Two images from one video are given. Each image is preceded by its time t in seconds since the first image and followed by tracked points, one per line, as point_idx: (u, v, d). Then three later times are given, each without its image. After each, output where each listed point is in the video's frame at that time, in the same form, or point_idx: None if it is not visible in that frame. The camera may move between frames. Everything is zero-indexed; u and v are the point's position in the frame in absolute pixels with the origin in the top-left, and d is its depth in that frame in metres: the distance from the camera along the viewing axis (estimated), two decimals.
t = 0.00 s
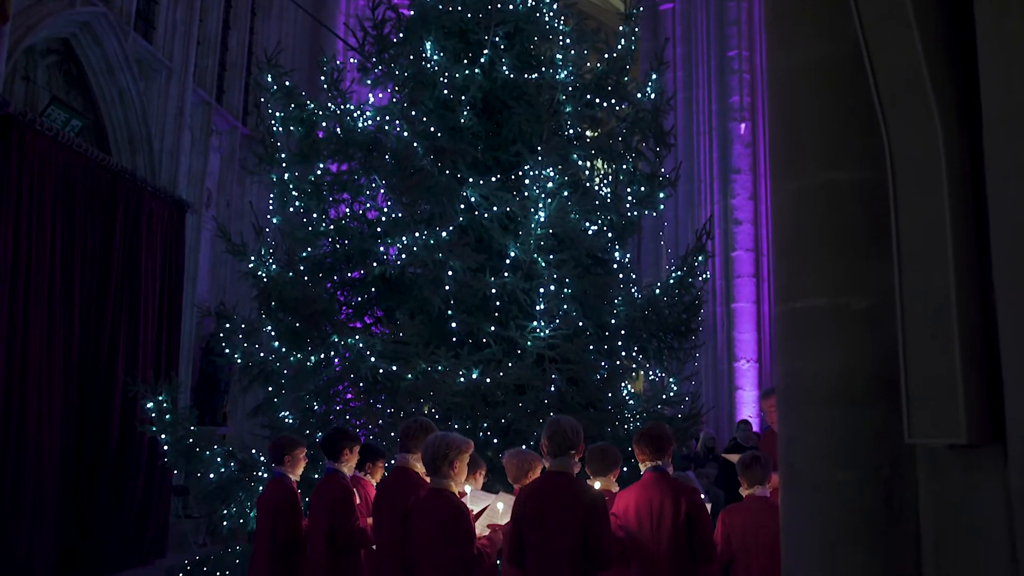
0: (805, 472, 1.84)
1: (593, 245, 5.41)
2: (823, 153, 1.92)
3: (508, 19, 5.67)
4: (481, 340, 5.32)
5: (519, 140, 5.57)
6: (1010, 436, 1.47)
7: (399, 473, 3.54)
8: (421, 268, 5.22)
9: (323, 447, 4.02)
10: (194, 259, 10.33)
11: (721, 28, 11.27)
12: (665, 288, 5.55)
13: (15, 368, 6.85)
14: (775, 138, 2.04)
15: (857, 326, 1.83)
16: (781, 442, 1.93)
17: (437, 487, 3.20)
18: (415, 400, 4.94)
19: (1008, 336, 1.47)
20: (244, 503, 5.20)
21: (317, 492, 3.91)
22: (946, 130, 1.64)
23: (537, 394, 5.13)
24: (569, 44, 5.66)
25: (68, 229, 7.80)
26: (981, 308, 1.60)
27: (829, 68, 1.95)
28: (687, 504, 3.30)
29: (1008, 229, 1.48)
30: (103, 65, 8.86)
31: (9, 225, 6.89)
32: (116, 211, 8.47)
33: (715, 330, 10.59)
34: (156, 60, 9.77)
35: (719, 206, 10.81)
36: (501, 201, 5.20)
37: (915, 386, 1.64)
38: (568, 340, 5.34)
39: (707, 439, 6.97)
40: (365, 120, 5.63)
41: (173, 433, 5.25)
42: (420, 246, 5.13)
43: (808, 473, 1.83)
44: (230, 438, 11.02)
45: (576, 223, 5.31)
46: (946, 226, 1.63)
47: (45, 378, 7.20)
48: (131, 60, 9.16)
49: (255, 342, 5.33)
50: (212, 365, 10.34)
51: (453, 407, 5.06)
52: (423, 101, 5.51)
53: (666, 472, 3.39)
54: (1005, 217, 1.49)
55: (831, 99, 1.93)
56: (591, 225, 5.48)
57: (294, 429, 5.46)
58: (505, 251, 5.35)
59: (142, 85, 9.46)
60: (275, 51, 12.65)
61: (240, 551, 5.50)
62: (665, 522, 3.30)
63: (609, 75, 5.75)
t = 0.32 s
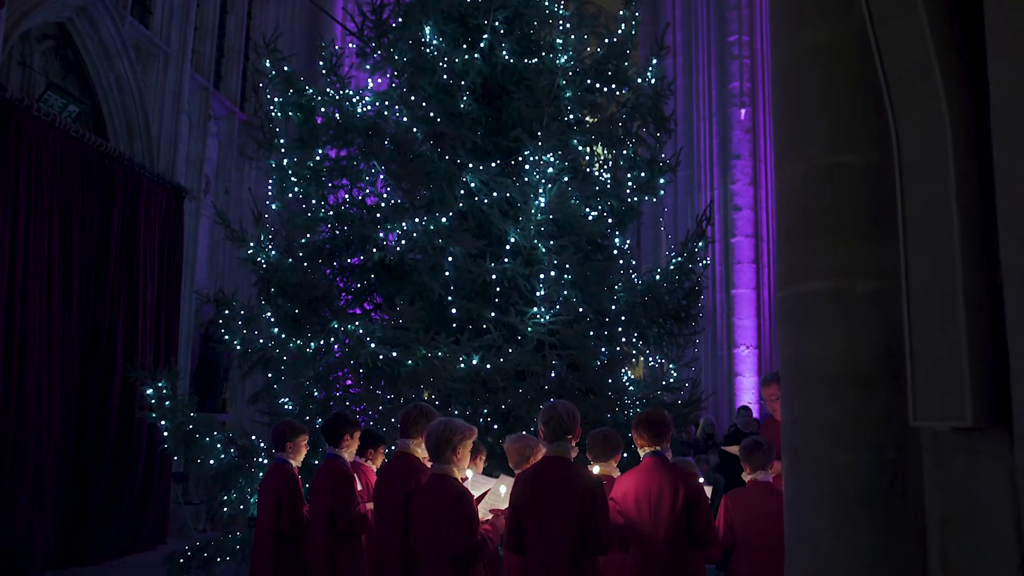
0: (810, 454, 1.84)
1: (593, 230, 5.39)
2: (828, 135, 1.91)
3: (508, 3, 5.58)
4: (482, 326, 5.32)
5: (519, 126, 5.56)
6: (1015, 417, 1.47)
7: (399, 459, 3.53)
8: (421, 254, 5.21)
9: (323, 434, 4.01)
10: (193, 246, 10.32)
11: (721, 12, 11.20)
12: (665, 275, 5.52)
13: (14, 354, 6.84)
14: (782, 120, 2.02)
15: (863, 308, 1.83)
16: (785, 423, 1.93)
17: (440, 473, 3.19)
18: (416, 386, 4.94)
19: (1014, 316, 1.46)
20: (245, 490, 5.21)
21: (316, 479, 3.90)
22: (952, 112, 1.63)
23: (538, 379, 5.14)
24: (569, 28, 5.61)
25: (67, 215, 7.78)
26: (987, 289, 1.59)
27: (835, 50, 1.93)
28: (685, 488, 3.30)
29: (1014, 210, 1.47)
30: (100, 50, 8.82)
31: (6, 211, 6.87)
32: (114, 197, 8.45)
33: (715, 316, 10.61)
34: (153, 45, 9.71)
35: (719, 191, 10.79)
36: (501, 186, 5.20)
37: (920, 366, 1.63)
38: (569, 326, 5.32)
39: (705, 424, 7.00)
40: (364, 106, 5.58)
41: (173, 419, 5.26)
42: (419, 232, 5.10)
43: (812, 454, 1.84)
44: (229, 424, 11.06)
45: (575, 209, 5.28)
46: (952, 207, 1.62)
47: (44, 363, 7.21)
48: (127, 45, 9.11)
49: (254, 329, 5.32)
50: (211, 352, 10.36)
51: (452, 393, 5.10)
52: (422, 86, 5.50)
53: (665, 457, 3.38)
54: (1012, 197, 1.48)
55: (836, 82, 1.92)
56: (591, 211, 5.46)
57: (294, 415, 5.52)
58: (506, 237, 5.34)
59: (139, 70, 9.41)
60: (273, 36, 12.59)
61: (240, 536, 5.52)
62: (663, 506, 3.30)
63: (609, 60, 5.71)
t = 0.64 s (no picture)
0: (814, 439, 1.84)
1: (592, 217, 5.39)
2: (834, 118, 1.90)
3: None
4: (482, 312, 5.32)
5: (519, 111, 5.54)
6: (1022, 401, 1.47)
7: (399, 445, 3.52)
8: (420, 240, 5.20)
9: (323, 420, 3.98)
10: (191, 234, 10.31)
11: None
12: (665, 261, 5.48)
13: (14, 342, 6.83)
14: (787, 105, 2.01)
15: (868, 292, 1.82)
16: (789, 408, 1.93)
17: (441, 459, 3.18)
18: (416, 372, 4.93)
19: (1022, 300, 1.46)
20: (244, 477, 5.21)
21: (316, 466, 3.90)
22: (960, 95, 1.62)
23: (538, 365, 5.16)
24: (569, 13, 5.54)
25: (65, 202, 7.74)
26: (994, 273, 1.58)
27: (840, 33, 1.91)
28: (682, 474, 3.29)
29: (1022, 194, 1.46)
30: (97, 35, 8.78)
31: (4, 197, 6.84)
32: (112, 183, 8.41)
33: (714, 303, 10.61)
34: (151, 30, 9.65)
35: (719, 178, 10.76)
36: (501, 172, 5.18)
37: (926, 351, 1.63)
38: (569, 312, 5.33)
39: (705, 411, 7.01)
40: (363, 91, 5.53)
41: (173, 406, 5.25)
42: (419, 219, 5.10)
43: (817, 439, 1.83)
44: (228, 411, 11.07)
45: (575, 195, 5.30)
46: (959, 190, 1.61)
47: (43, 351, 7.20)
48: (124, 30, 9.06)
49: (253, 315, 5.33)
50: (210, 339, 10.36)
51: (452, 379, 5.08)
52: (422, 71, 5.42)
53: (663, 443, 3.37)
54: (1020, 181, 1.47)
55: (841, 66, 1.90)
56: (591, 198, 5.43)
57: (293, 402, 5.47)
58: (506, 223, 5.35)
59: (137, 55, 9.35)
60: (272, 21, 12.52)
61: (240, 523, 5.53)
62: (661, 492, 3.30)
63: (610, 45, 5.63)
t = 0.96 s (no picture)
0: (816, 422, 1.84)
1: (589, 202, 5.37)
2: (836, 99, 1.88)
3: None
4: (479, 298, 5.31)
5: (516, 97, 5.47)
6: None
7: (397, 430, 3.52)
8: (417, 227, 5.17)
9: (319, 406, 3.99)
10: (186, 228, 10.34)
11: None
12: (663, 248, 5.43)
13: (9, 330, 6.80)
14: (788, 86, 2.00)
15: (868, 274, 1.81)
16: (790, 390, 1.93)
17: (439, 444, 3.18)
18: (413, 358, 4.93)
19: None
20: (242, 463, 5.20)
21: (313, 452, 3.89)
22: (962, 75, 1.61)
23: (535, 351, 5.17)
24: None
25: (59, 187, 7.69)
26: (996, 254, 1.58)
27: (841, 13, 1.90)
28: (682, 458, 3.29)
29: None
30: (89, 21, 8.77)
31: None
32: (106, 169, 8.36)
33: (710, 288, 10.62)
34: (143, 16, 9.57)
35: (715, 163, 10.75)
36: (498, 157, 5.14)
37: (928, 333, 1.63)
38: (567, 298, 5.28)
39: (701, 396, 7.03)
40: (359, 77, 5.49)
41: (170, 393, 5.24)
42: (416, 204, 5.08)
43: (817, 421, 1.83)
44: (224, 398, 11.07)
45: (574, 180, 5.23)
46: (961, 170, 1.61)
47: (38, 337, 7.18)
48: (116, 15, 9.02)
49: (250, 302, 5.33)
50: (206, 326, 10.36)
51: (450, 365, 5.07)
52: (417, 57, 5.44)
53: (663, 427, 3.36)
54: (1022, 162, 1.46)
55: (842, 46, 1.89)
56: (588, 183, 5.36)
57: (290, 389, 5.43)
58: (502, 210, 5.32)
59: (129, 41, 9.29)
60: (265, 6, 12.43)
61: (238, 510, 5.53)
62: (661, 477, 3.31)
63: (606, 29, 5.56)
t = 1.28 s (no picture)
0: (818, 408, 1.84)
1: (586, 190, 5.35)
2: (838, 85, 1.87)
3: None
4: (477, 288, 5.30)
5: (512, 84, 5.46)
6: None
7: (396, 418, 3.51)
8: (413, 215, 5.16)
9: (317, 394, 3.97)
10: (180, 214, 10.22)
11: None
12: (660, 236, 5.43)
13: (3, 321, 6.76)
14: (789, 71, 1.98)
15: (870, 260, 1.81)
16: (792, 377, 1.93)
17: (437, 433, 3.18)
18: (409, 349, 4.93)
19: None
20: (239, 453, 5.21)
21: (312, 441, 3.88)
22: (966, 60, 1.61)
23: (533, 341, 5.17)
24: None
25: (52, 177, 7.64)
26: (999, 239, 1.58)
27: None
28: (688, 447, 3.30)
29: None
30: (82, 9, 8.71)
31: None
32: (100, 159, 8.30)
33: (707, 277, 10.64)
34: (136, 4, 9.50)
35: (712, 152, 10.73)
36: (495, 146, 5.15)
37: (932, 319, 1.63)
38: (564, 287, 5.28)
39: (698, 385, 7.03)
40: (354, 65, 5.42)
41: (166, 383, 5.23)
42: (413, 193, 5.08)
43: (820, 408, 1.83)
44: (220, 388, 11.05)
45: (571, 168, 5.25)
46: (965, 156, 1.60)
47: (33, 328, 7.14)
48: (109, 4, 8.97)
49: (245, 292, 5.28)
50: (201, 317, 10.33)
51: (449, 354, 5.06)
52: (413, 45, 5.33)
53: (670, 416, 3.36)
54: None
55: (844, 31, 1.88)
56: (585, 171, 5.38)
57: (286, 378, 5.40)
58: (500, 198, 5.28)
59: (122, 29, 9.22)
60: None
61: (235, 500, 5.53)
62: (670, 465, 3.31)
63: (603, 17, 5.55)
